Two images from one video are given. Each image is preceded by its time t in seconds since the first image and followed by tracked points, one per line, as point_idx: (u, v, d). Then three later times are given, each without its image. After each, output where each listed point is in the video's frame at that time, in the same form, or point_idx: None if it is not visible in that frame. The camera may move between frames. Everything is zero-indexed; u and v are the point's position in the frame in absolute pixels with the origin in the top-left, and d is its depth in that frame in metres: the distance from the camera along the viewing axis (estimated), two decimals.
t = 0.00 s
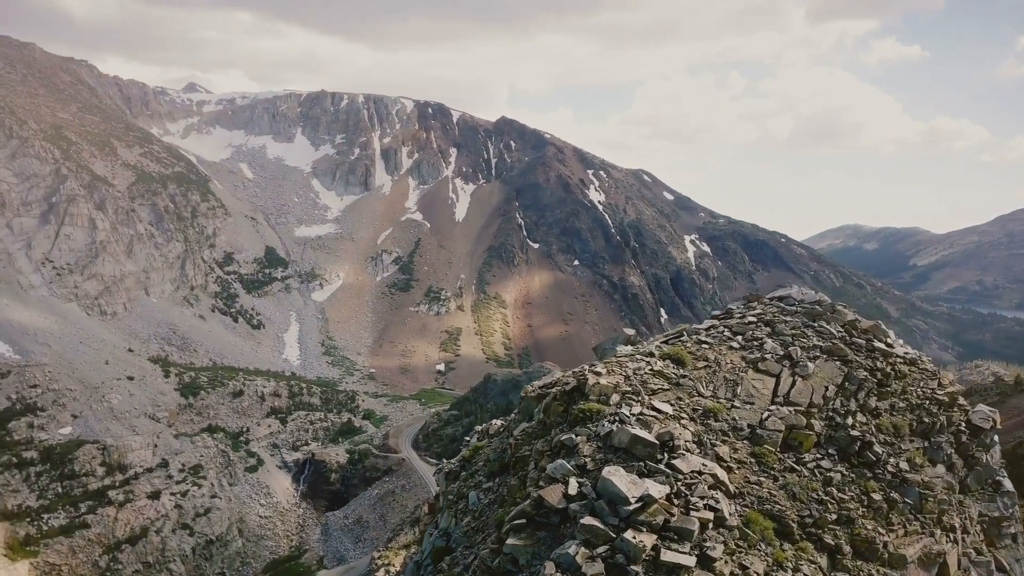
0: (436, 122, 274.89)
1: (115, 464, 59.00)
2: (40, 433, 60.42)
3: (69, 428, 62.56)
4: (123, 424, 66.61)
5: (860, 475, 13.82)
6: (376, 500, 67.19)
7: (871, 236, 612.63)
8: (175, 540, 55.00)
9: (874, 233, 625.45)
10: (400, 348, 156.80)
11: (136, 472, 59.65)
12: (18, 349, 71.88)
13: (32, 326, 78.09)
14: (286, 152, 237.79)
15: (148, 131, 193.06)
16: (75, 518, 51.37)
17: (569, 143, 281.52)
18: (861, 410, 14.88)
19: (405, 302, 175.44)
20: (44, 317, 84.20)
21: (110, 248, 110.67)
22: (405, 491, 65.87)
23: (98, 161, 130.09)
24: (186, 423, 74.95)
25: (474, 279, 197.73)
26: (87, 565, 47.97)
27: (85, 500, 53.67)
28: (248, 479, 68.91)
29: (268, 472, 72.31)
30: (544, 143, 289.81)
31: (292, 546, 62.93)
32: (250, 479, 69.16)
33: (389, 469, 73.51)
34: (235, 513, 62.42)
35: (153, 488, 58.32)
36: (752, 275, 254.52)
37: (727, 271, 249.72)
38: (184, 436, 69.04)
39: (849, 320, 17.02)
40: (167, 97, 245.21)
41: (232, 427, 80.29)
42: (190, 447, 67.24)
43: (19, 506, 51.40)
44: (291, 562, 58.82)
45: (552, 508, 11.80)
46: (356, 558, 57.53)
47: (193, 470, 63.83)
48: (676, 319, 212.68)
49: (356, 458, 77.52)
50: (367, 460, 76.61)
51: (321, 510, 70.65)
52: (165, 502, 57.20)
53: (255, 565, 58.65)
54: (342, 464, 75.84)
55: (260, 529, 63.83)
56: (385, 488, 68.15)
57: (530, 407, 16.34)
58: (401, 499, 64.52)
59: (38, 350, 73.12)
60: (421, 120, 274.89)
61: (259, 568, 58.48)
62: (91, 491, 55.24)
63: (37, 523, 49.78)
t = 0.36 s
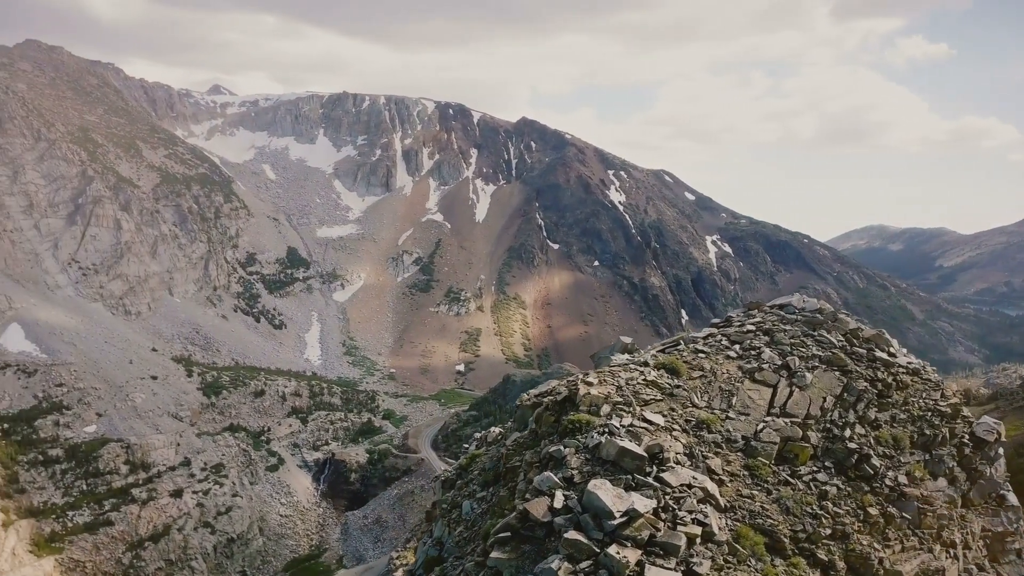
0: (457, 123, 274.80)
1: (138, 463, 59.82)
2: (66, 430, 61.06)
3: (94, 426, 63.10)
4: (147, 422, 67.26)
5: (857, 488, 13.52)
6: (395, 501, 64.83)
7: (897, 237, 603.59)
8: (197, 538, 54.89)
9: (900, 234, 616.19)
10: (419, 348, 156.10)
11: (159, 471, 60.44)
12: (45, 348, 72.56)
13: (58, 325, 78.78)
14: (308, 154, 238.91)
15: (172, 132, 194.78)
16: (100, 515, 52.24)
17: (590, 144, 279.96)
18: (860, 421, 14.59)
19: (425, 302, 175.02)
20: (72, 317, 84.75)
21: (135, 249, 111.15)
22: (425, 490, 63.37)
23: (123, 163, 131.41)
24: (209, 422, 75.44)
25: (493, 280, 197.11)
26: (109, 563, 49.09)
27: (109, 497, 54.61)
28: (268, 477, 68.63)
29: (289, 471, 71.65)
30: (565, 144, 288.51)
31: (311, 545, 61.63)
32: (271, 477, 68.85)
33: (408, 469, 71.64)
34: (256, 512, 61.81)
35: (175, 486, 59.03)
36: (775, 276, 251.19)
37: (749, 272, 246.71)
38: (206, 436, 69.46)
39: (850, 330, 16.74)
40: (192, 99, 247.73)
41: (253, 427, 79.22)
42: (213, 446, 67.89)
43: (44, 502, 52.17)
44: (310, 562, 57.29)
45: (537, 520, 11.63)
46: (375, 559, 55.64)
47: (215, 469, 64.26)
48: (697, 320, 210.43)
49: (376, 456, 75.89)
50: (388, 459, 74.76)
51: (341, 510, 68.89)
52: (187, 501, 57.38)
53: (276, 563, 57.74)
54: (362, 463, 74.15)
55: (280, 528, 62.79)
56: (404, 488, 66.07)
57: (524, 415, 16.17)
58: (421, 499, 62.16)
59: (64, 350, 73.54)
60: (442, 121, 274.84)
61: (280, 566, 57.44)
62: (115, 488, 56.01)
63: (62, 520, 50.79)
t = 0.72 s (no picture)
0: (477, 124, 274.72)
1: (161, 460, 60.29)
2: (91, 429, 61.36)
3: (118, 425, 63.52)
4: (169, 421, 67.56)
5: (852, 503, 13.23)
6: (415, 500, 63.14)
7: (922, 238, 594.98)
8: (218, 536, 55.19)
9: (925, 234, 607.34)
10: (439, 349, 155.95)
11: (181, 469, 61.05)
12: (70, 348, 73.10)
13: (84, 325, 79.45)
14: (330, 155, 240.01)
15: (195, 134, 196.43)
16: (123, 513, 52.79)
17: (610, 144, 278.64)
18: (858, 433, 14.31)
19: (445, 303, 174.73)
20: (97, 317, 85.59)
21: (159, 249, 111.56)
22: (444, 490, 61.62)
23: (148, 165, 132.76)
24: (230, 422, 75.31)
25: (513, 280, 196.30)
26: (132, 560, 49.69)
27: (132, 495, 55.12)
28: (289, 477, 68.59)
29: (309, 471, 71.84)
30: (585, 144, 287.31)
31: (331, 545, 61.30)
32: (292, 476, 69.02)
33: (427, 470, 70.88)
34: (276, 512, 61.53)
35: (197, 485, 59.48)
36: (797, 277, 248.13)
37: (771, 272, 243.93)
38: (228, 434, 70.17)
39: (851, 338, 16.50)
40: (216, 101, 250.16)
41: (274, 426, 79.48)
42: (234, 445, 68.47)
43: (69, 500, 52.65)
44: (329, 562, 56.83)
45: (522, 534, 11.45)
46: (394, 558, 54.69)
47: (236, 468, 64.41)
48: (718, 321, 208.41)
49: (396, 457, 75.67)
50: (407, 460, 74.50)
51: (361, 509, 68.46)
52: (208, 500, 57.78)
53: (295, 563, 57.71)
54: (381, 464, 73.60)
55: (301, 528, 62.69)
56: (424, 488, 64.70)
57: (518, 423, 15.98)
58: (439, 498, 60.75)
59: (89, 349, 74.19)
60: (462, 122, 274.98)
61: (299, 567, 57.37)
62: (138, 486, 56.48)
63: (87, 518, 51.42)
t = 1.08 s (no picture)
0: (497, 126, 274.60)
1: (181, 460, 60.73)
2: (113, 429, 62.23)
3: (140, 425, 64.16)
4: (189, 421, 67.97)
5: (846, 517, 12.95)
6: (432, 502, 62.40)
7: (948, 239, 585.80)
8: (237, 535, 55.40)
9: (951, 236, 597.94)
10: (458, 349, 155.76)
11: (201, 469, 61.27)
12: (94, 348, 73.95)
13: (107, 325, 80.32)
14: (350, 157, 241.11)
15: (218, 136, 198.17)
16: (145, 511, 53.04)
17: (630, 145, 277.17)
18: (855, 445, 14.06)
19: (463, 305, 174.45)
20: (120, 317, 86.47)
21: (182, 250, 112.25)
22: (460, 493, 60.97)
23: (170, 167, 133.92)
24: (250, 422, 75.77)
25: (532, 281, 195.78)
26: (151, 559, 49.73)
27: (153, 494, 55.34)
28: (308, 477, 68.64)
29: (327, 471, 71.74)
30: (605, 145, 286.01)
31: (349, 545, 61.15)
32: (310, 477, 68.79)
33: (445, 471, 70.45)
34: (295, 512, 61.65)
35: (217, 484, 59.69)
36: (819, 279, 245.14)
37: (793, 274, 241.24)
38: (248, 434, 70.40)
39: (850, 348, 16.30)
40: (238, 103, 252.60)
41: (294, 426, 79.76)
42: (253, 446, 68.49)
43: (92, 498, 53.16)
44: (347, 562, 56.50)
45: (503, 548, 11.29)
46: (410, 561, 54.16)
47: (255, 468, 64.55)
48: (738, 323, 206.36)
49: (414, 458, 75.21)
50: (425, 462, 74.14)
51: (380, 510, 67.91)
52: (228, 499, 58.04)
53: (314, 563, 57.96)
54: (400, 464, 73.22)
55: (320, 527, 62.88)
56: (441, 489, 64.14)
57: (512, 432, 15.89)
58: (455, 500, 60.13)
59: (112, 349, 75.05)
60: (482, 123, 274.91)
61: (317, 567, 57.50)
62: (159, 485, 56.84)
63: (109, 516, 51.79)
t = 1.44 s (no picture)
0: (515, 128, 274.36)
1: (201, 460, 61.07)
2: (135, 428, 62.62)
3: (161, 424, 64.42)
4: (210, 421, 68.23)
5: (840, 532, 12.61)
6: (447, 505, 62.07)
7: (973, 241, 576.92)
8: (255, 535, 55.44)
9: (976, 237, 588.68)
10: (476, 351, 155.61)
11: (221, 468, 61.59)
12: (116, 348, 74.69)
13: (130, 326, 81.13)
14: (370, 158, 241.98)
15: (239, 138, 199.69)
16: (165, 510, 53.39)
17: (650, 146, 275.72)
18: (851, 457, 13.83)
19: (482, 306, 174.16)
20: (142, 317, 87.28)
21: (204, 251, 112.85)
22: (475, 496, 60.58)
23: (192, 169, 134.99)
24: (270, 422, 76.17)
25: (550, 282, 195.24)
26: (172, 557, 50.11)
27: (173, 493, 55.59)
28: (327, 477, 68.59)
29: (347, 472, 71.73)
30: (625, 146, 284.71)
31: (367, 545, 61.43)
32: (329, 477, 68.86)
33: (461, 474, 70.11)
34: (313, 511, 61.80)
35: (236, 484, 59.87)
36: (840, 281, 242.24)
37: (813, 276, 238.74)
38: (267, 435, 70.59)
39: (848, 359, 16.16)
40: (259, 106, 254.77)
41: (313, 427, 80.13)
42: (273, 446, 68.74)
43: (114, 496, 53.57)
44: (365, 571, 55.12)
45: (484, 561, 11.07)
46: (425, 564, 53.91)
47: (274, 468, 64.78)
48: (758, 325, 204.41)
49: (432, 460, 75.03)
50: (442, 463, 73.96)
51: (399, 510, 67.99)
52: (247, 499, 58.11)
53: (332, 563, 58.15)
54: (418, 466, 73.11)
55: (337, 527, 62.90)
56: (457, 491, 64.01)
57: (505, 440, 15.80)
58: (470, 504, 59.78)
59: (134, 349, 75.74)
60: (501, 124, 274.74)
61: (335, 567, 57.70)
62: (179, 484, 57.16)
63: (130, 514, 52.15)
